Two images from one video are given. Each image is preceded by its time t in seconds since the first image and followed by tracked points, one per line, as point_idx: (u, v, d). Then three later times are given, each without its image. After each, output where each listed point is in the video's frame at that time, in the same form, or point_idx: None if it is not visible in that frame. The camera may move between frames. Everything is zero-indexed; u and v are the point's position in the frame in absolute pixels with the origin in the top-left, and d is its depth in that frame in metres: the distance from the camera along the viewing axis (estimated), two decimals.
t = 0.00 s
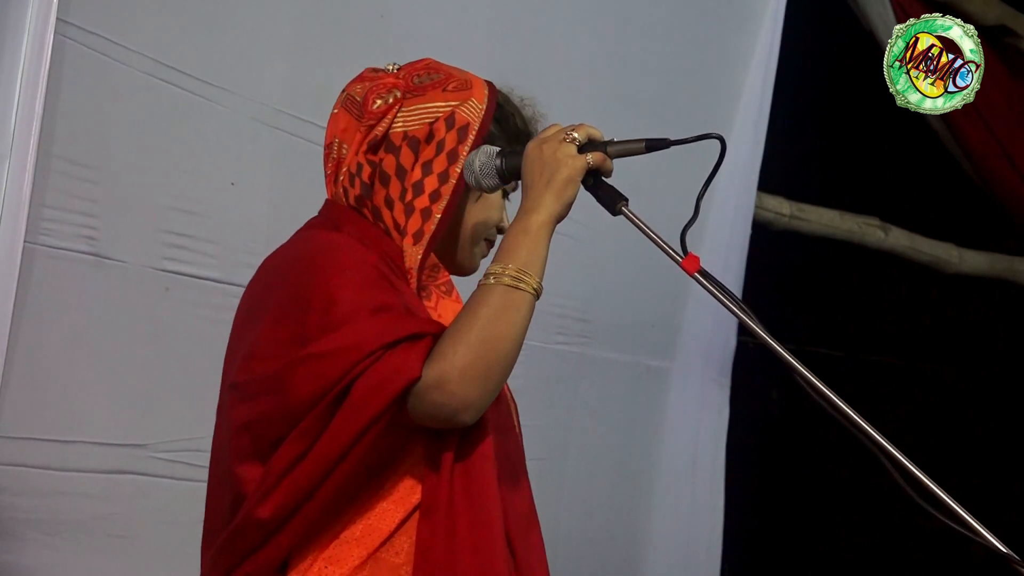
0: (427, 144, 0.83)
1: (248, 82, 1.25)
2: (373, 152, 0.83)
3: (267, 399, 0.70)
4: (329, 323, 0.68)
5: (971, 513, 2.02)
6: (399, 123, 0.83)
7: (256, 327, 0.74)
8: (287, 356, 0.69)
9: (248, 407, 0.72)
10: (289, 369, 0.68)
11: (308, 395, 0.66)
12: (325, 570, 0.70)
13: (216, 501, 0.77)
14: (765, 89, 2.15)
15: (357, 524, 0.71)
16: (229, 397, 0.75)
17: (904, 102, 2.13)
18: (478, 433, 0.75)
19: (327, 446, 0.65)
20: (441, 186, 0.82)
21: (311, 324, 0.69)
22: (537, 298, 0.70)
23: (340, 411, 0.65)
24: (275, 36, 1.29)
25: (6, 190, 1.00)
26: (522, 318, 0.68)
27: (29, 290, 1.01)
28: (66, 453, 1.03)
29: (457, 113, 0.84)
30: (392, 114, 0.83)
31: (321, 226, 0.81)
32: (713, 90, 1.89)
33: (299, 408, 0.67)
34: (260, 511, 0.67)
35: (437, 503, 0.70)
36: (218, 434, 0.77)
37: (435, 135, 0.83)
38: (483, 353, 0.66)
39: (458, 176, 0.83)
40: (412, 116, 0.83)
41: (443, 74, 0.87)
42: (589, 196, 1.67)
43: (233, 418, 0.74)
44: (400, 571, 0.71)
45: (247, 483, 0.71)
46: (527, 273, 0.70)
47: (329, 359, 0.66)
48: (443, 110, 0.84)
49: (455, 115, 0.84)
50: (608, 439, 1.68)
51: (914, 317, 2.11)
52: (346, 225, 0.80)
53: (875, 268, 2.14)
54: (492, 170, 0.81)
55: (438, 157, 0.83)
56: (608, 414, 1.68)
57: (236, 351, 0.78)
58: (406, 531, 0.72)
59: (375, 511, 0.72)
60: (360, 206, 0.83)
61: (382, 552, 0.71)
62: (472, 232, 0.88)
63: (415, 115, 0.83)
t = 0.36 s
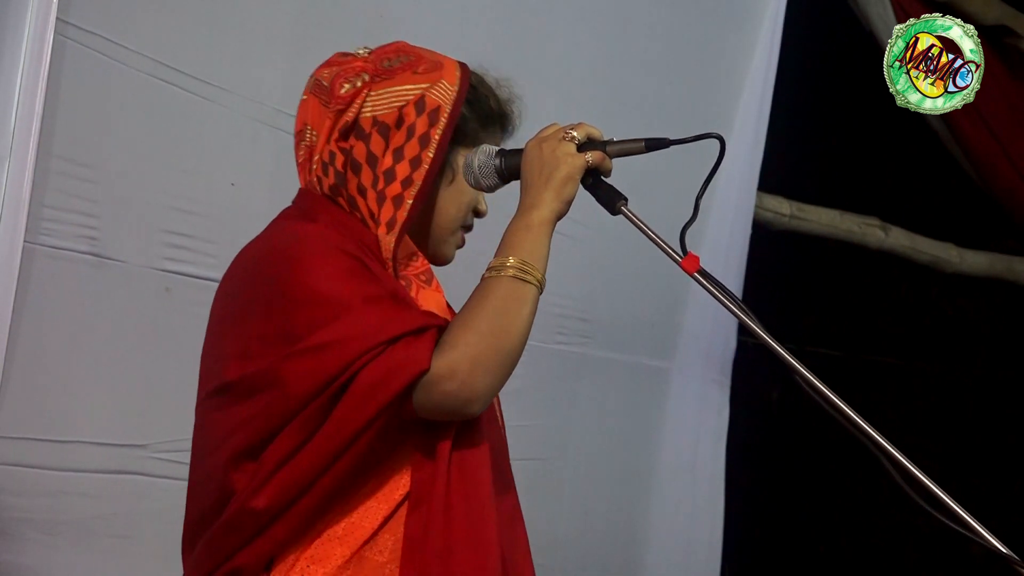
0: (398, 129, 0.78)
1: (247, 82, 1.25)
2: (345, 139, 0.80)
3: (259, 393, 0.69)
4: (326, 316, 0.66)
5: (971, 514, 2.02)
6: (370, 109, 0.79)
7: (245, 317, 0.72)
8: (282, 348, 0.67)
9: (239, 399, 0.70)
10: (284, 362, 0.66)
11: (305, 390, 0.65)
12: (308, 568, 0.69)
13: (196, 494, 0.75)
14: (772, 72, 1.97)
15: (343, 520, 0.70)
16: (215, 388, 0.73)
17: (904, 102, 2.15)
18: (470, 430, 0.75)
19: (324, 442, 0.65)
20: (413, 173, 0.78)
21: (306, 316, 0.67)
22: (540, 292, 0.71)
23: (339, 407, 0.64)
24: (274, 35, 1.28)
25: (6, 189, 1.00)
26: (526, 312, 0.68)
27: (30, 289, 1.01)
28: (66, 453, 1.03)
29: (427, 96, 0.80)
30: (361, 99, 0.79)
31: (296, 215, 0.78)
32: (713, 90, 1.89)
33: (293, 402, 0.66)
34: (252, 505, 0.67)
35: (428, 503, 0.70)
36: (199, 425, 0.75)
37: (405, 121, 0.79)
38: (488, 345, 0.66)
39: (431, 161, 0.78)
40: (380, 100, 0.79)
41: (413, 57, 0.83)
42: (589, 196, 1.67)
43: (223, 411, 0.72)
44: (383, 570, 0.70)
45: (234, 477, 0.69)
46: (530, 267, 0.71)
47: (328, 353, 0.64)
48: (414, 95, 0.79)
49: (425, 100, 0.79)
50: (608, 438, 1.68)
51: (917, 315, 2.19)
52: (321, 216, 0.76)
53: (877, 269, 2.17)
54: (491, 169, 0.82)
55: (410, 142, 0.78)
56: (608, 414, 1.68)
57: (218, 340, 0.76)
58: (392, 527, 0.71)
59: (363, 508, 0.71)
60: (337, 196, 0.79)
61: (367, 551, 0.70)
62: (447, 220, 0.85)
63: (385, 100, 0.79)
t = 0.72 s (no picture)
0: (339, 109, 0.77)
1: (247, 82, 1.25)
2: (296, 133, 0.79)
3: (274, 388, 0.67)
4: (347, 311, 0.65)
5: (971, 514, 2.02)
6: (303, 97, 0.78)
7: (254, 311, 0.70)
8: (300, 342, 0.66)
9: (253, 395, 0.69)
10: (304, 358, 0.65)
11: (327, 386, 0.64)
12: (316, 566, 0.68)
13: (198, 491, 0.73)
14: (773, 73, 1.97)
15: (352, 519, 0.70)
16: (223, 382, 0.71)
17: (904, 102, 2.15)
18: (482, 429, 0.75)
19: (345, 440, 0.64)
20: (380, 144, 0.76)
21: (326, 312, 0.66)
22: (552, 285, 0.73)
23: (363, 405, 0.63)
24: (274, 35, 1.29)
25: (6, 190, 1.00)
26: (543, 304, 0.71)
27: (30, 290, 1.01)
28: (66, 453, 1.03)
29: (347, 65, 0.78)
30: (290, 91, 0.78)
31: (287, 206, 0.76)
32: (713, 90, 1.89)
33: (313, 399, 0.65)
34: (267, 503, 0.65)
35: (438, 501, 0.69)
36: (204, 421, 0.73)
37: (339, 98, 0.77)
38: (510, 337, 0.67)
39: (388, 125, 0.77)
40: (308, 85, 0.78)
41: (316, 35, 0.82)
42: (588, 196, 1.67)
43: (234, 405, 0.71)
44: (392, 568, 0.69)
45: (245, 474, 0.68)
46: (539, 259, 0.73)
47: (350, 350, 0.64)
48: (335, 68, 0.78)
49: (346, 69, 0.78)
50: (608, 438, 1.68)
51: (916, 315, 2.19)
52: (316, 207, 0.75)
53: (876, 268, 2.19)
54: (491, 168, 0.90)
55: (359, 116, 0.77)
56: (608, 414, 1.68)
57: (222, 333, 0.74)
58: (403, 523, 0.71)
59: (372, 505, 0.71)
60: (324, 189, 0.78)
61: (374, 549, 0.69)
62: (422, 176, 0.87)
63: (308, 83, 0.78)
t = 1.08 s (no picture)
0: (333, 101, 0.77)
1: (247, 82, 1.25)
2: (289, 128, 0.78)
3: (300, 387, 0.66)
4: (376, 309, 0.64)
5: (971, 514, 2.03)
6: (293, 93, 0.77)
7: (276, 309, 0.69)
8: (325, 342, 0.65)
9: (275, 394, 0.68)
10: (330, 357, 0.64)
11: (359, 388, 0.63)
12: (338, 567, 0.68)
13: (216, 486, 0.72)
14: (773, 73, 2.10)
15: (373, 517, 0.70)
16: (242, 379, 0.70)
17: (904, 102, 2.15)
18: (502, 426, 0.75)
19: (376, 443, 0.63)
20: (378, 134, 0.77)
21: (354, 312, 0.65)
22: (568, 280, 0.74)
23: (397, 409, 0.63)
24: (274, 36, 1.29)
25: (6, 191, 0.99)
26: (564, 300, 0.71)
27: (30, 289, 1.01)
28: (66, 453, 1.03)
29: (331, 57, 0.78)
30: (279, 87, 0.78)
31: (297, 202, 0.75)
32: (713, 90, 1.89)
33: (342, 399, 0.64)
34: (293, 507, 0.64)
35: (459, 504, 0.69)
36: (221, 416, 0.72)
37: (330, 90, 0.76)
38: (532, 332, 0.67)
39: (382, 114, 0.77)
40: (296, 79, 0.77)
41: (293, 30, 0.81)
42: (588, 195, 1.67)
43: (253, 403, 0.69)
44: (413, 568, 0.70)
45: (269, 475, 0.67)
46: (551, 252, 0.74)
47: (382, 351, 0.63)
48: (320, 62, 0.77)
49: (331, 62, 0.77)
50: (608, 437, 1.68)
51: (918, 317, 2.15)
52: (326, 201, 0.75)
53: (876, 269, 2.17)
54: (492, 162, 0.94)
55: (353, 109, 0.77)
56: (607, 415, 1.68)
57: (239, 329, 0.72)
58: (424, 522, 0.71)
59: (393, 503, 0.71)
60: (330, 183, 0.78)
61: (394, 548, 0.70)
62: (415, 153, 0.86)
63: (294, 78, 0.77)
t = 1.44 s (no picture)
0: (322, 113, 0.76)
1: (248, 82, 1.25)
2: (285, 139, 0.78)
3: (304, 387, 0.66)
4: (382, 312, 0.64)
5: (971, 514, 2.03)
6: (284, 106, 0.77)
7: (279, 310, 0.69)
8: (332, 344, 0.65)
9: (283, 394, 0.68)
10: (338, 360, 0.64)
11: (362, 389, 0.63)
12: (343, 567, 0.68)
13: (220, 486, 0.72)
14: (773, 74, 1.97)
15: (380, 517, 0.70)
16: (245, 380, 0.70)
17: (904, 102, 2.15)
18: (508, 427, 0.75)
19: (381, 443, 0.63)
20: (368, 143, 0.76)
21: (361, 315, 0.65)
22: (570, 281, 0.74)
23: (404, 409, 0.63)
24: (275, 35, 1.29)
25: (6, 191, 0.99)
26: (564, 302, 0.71)
27: (30, 289, 1.01)
28: (66, 453, 1.03)
29: (316, 67, 0.77)
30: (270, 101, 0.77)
31: (301, 203, 0.75)
32: (713, 90, 1.89)
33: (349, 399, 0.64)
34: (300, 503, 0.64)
35: (467, 504, 0.69)
36: (224, 417, 0.72)
37: (317, 101, 0.76)
38: (535, 338, 0.67)
39: (370, 121, 0.76)
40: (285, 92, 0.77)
41: (279, 39, 0.80)
42: (588, 195, 1.68)
43: (261, 401, 0.69)
44: (419, 567, 0.70)
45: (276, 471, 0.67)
46: (552, 255, 0.74)
47: (384, 352, 0.63)
48: (305, 74, 0.76)
49: (316, 72, 0.76)
50: (608, 438, 1.68)
51: (915, 315, 2.20)
52: (329, 204, 0.75)
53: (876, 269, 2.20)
54: (496, 162, 0.95)
55: (341, 119, 0.76)
56: (608, 415, 1.68)
57: (242, 330, 0.72)
58: (430, 522, 0.71)
59: (399, 503, 0.70)
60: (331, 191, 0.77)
61: (400, 547, 0.70)
62: (411, 154, 0.85)
63: (283, 90, 0.77)
